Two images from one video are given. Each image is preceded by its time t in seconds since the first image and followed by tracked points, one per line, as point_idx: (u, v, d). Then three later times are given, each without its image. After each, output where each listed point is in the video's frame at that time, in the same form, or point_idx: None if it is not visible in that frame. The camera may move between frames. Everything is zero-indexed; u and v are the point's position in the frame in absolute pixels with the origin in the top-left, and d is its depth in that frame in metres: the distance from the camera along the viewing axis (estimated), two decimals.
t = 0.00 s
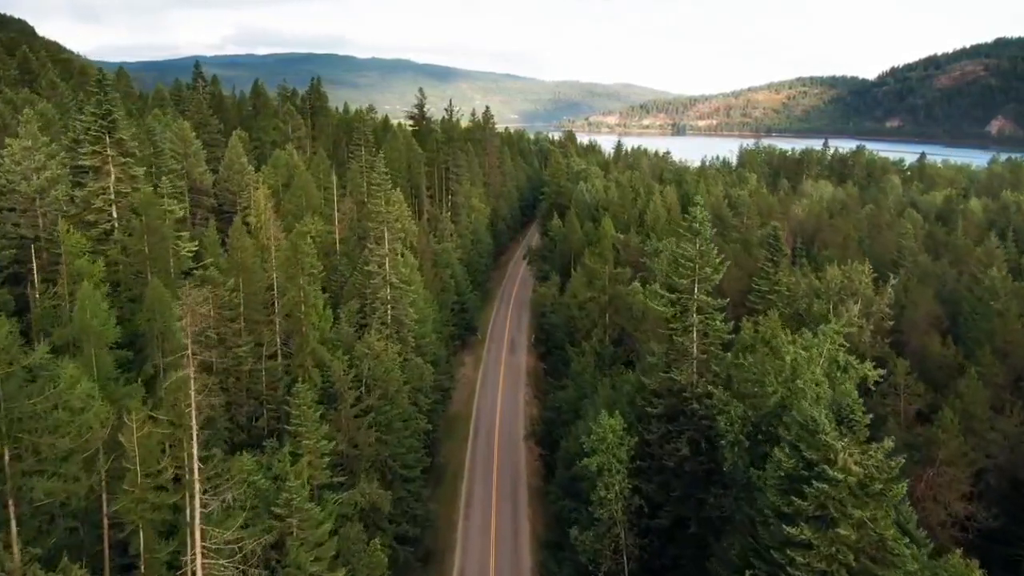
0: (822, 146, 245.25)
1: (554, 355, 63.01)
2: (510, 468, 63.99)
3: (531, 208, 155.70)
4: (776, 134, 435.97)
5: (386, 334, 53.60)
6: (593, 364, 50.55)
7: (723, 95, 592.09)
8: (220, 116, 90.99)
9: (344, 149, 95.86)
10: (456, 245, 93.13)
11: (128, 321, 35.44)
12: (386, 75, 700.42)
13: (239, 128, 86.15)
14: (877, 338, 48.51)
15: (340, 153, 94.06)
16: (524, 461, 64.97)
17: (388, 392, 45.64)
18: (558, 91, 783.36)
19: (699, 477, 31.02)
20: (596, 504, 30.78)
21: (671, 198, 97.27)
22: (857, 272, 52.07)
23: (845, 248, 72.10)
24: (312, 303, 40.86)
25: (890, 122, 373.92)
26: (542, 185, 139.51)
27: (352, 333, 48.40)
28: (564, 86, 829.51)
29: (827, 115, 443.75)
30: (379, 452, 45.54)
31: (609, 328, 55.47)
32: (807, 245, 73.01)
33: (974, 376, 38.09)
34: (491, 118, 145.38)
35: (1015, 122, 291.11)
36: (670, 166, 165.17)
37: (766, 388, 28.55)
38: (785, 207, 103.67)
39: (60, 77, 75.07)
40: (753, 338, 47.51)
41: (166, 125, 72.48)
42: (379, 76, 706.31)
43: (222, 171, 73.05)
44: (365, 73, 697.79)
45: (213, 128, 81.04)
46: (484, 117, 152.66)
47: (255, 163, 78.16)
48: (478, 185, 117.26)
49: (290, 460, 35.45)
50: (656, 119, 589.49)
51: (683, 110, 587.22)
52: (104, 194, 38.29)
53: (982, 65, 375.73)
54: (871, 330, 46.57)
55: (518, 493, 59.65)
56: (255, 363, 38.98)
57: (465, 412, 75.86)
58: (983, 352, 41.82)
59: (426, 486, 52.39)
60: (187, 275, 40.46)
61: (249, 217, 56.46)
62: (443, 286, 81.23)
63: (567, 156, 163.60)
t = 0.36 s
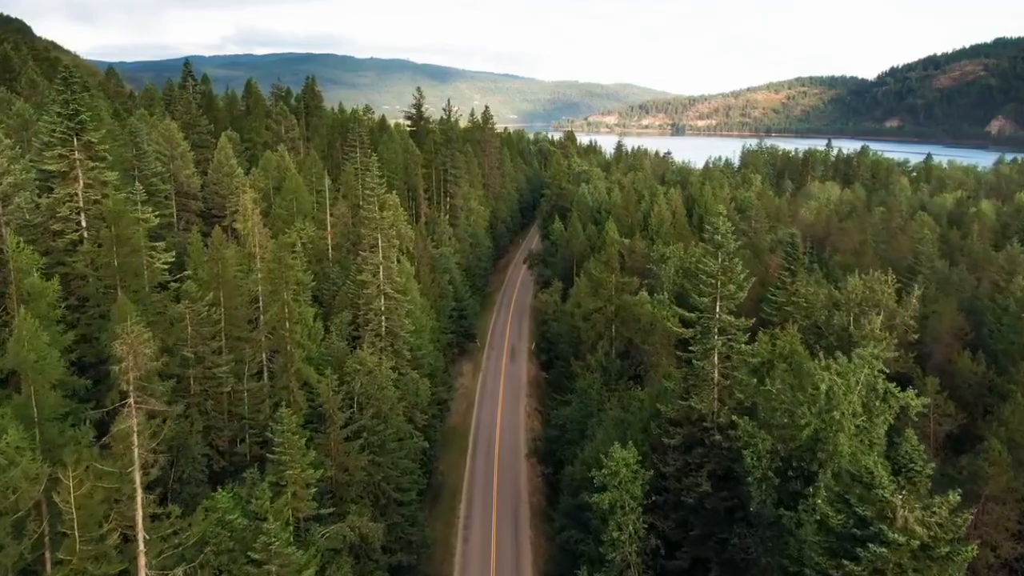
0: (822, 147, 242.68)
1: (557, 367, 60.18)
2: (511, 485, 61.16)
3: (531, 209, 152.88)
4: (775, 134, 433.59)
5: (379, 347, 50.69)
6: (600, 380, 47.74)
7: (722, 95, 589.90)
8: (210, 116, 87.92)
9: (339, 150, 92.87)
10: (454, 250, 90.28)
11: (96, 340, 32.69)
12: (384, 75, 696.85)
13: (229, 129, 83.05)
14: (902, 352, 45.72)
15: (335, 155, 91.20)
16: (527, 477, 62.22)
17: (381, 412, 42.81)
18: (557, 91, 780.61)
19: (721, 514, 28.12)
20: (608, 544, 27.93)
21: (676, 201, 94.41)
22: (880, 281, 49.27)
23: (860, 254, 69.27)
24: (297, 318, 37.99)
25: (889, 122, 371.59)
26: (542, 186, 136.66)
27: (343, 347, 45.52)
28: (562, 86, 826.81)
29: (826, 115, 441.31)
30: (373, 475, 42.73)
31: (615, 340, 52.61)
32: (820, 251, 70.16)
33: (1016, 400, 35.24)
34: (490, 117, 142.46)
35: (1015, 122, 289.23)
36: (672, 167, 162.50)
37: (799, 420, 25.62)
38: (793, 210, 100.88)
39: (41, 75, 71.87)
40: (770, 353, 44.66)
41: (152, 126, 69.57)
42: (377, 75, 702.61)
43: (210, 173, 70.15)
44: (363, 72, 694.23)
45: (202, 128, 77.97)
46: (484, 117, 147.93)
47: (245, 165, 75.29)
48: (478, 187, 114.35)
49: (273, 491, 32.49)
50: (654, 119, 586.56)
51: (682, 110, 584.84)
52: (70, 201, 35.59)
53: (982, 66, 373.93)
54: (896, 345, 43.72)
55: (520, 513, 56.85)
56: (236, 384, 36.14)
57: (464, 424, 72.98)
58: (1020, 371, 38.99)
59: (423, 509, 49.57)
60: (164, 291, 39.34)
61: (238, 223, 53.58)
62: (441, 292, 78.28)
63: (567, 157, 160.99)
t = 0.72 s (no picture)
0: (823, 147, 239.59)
1: (561, 382, 56.88)
2: (512, 506, 57.96)
3: (531, 211, 149.63)
4: (774, 134, 430.66)
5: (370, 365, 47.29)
6: (608, 401, 44.38)
7: (721, 95, 587.02)
8: (198, 116, 84.51)
9: (333, 151, 89.56)
10: (453, 256, 86.98)
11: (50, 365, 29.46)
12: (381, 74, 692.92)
13: (218, 129, 79.74)
14: (933, 371, 42.60)
15: (329, 157, 87.96)
16: (528, 498, 59.00)
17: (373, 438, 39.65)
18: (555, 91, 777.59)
19: (752, 568, 24.92)
20: None
21: (682, 204, 91.05)
22: (907, 293, 46.09)
23: (877, 262, 65.99)
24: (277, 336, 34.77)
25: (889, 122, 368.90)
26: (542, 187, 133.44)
27: (331, 366, 42.18)
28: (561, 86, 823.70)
29: (825, 115, 438.54)
30: (364, 506, 39.62)
31: (623, 355, 49.13)
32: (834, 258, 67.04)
33: None
34: (489, 117, 139.10)
35: (1015, 122, 286.56)
36: (675, 168, 159.15)
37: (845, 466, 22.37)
38: (801, 213, 97.73)
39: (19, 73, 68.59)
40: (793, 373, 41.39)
41: (135, 128, 66.30)
42: (376, 75, 698.85)
43: (196, 177, 66.88)
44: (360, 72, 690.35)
45: (189, 129, 74.66)
46: (482, 117, 150.43)
47: (234, 168, 72.02)
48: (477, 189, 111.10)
49: (248, 536, 29.16)
50: (653, 119, 583.54)
51: (681, 111, 581.92)
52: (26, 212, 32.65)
53: (982, 66, 371.41)
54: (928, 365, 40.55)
55: (522, 538, 53.65)
56: (210, 412, 32.83)
57: (462, 439, 69.75)
58: None
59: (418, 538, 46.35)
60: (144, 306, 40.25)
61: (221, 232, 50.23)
62: (439, 300, 74.92)
63: (567, 157, 157.75)
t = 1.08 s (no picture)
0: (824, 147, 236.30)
1: (566, 399, 53.65)
2: (512, 530, 54.68)
3: (530, 213, 146.34)
4: (774, 134, 427.81)
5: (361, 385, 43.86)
6: (619, 424, 41.16)
7: (720, 95, 584.31)
8: (185, 117, 81.12)
9: (325, 153, 86.15)
10: (451, 261, 83.63)
11: None
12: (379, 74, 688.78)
13: (207, 130, 76.40)
14: (969, 393, 39.48)
15: (322, 159, 84.64)
16: (529, 520, 55.71)
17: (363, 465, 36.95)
18: (554, 91, 774.25)
19: None
20: None
21: (689, 207, 87.79)
22: (940, 307, 42.95)
23: (897, 270, 62.74)
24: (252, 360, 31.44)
25: (889, 122, 366.09)
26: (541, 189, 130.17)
27: (317, 388, 38.84)
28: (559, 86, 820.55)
29: (824, 115, 435.45)
30: (353, 541, 36.76)
31: (633, 373, 45.95)
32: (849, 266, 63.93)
33: None
34: (487, 117, 135.76)
35: (1015, 122, 283.74)
36: (676, 170, 155.98)
37: (911, 529, 19.07)
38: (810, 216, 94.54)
39: None
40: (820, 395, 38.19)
41: (115, 130, 62.94)
42: (374, 76, 695.09)
43: (181, 181, 63.49)
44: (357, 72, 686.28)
45: (175, 130, 71.35)
46: (482, 117, 148.41)
47: (220, 171, 68.63)
48: (476, 191, 107.79)
49: None
50: (652, 119, 580.39)
51: (681, 111, 578.90)
52: None
53: (982, 65, 368.71)
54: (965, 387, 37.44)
55: (523, 566, 50.40)
56: (179, 447, 29.54)
57: (460, 454, 66.38)
58: None
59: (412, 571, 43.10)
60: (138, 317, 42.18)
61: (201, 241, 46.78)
62: (436, 308, 71.54)
63: (567, 158, 154.53)
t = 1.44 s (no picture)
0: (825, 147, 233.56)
1: (570, 415, 50.84)
2: (513, 554, 51.73)
3: (531, 215, 143.48)
4: (773, 134, 425.10)
5: (352, 406, 40.81)
6: (629, 448, 38.29)
7: (719, 95, 581.80)
8: (173, 116, 78.17)
9: (319, 154, 83.17)
10: (449, 267, 80.69)
11: None
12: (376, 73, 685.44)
13: (195, 130, 73.38)
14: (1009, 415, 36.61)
15: (316, 161, 81.70)
16: (531, 543, 52.73)
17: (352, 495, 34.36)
18: (552, 91, 771.40)
19: None
20: None
21: (695, 211, 84.87)
22: (974, 321, 40.05)
23: (916, 277, 59.86)
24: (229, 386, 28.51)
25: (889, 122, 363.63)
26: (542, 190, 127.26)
27: (304, 409, 35.88)
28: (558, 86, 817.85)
29: (824, 115, 432.77)
30: None
31: (644, 391, 43.10)
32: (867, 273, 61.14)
33: None
34: (486, 117, 132.88)
35: (1015, 122, 281.31)
36: (677, 171, 153.21)
37: None
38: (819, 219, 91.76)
39: None
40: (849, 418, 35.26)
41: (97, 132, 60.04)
42: (373, 76, 691.80)
43: (166, 184, 60.47)
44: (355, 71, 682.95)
45: (161, 131, 68.42)
46: (481, 117, 145.87)
47: (208, 174, 65.70)
48: (475, 193, 104.86)
49: None
50: (651, 119, 577.58)
51: (680, 111, 576.32)
52: None
53: (981, 65, 366.43)
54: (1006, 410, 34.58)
55: None
56: (146, 484, 26.68)
57: (458, 469, 63.33)
58: None
59: None
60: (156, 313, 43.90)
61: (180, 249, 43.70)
62: (434, 316, 68.55)
63: (567, 158, 151.66)
